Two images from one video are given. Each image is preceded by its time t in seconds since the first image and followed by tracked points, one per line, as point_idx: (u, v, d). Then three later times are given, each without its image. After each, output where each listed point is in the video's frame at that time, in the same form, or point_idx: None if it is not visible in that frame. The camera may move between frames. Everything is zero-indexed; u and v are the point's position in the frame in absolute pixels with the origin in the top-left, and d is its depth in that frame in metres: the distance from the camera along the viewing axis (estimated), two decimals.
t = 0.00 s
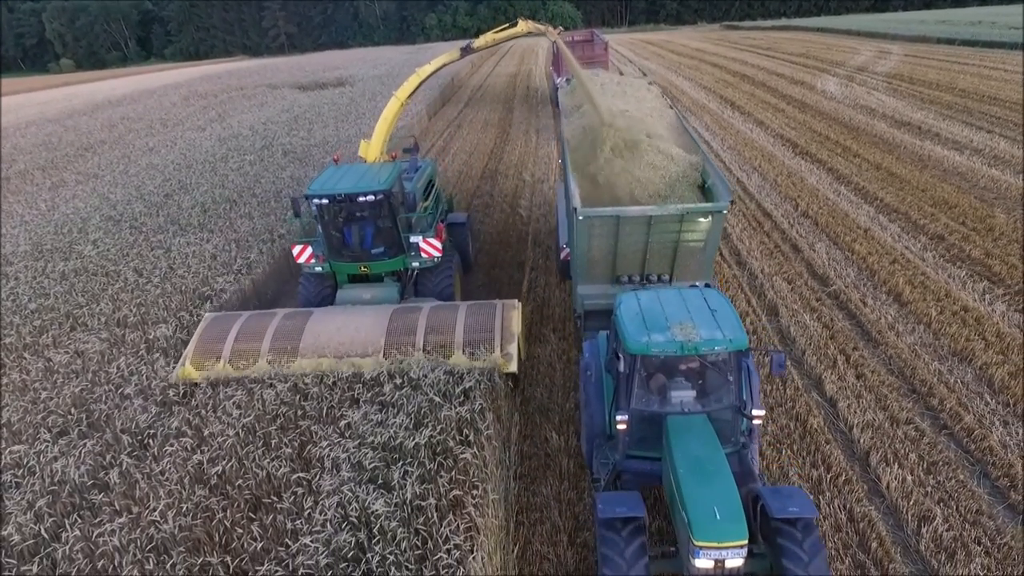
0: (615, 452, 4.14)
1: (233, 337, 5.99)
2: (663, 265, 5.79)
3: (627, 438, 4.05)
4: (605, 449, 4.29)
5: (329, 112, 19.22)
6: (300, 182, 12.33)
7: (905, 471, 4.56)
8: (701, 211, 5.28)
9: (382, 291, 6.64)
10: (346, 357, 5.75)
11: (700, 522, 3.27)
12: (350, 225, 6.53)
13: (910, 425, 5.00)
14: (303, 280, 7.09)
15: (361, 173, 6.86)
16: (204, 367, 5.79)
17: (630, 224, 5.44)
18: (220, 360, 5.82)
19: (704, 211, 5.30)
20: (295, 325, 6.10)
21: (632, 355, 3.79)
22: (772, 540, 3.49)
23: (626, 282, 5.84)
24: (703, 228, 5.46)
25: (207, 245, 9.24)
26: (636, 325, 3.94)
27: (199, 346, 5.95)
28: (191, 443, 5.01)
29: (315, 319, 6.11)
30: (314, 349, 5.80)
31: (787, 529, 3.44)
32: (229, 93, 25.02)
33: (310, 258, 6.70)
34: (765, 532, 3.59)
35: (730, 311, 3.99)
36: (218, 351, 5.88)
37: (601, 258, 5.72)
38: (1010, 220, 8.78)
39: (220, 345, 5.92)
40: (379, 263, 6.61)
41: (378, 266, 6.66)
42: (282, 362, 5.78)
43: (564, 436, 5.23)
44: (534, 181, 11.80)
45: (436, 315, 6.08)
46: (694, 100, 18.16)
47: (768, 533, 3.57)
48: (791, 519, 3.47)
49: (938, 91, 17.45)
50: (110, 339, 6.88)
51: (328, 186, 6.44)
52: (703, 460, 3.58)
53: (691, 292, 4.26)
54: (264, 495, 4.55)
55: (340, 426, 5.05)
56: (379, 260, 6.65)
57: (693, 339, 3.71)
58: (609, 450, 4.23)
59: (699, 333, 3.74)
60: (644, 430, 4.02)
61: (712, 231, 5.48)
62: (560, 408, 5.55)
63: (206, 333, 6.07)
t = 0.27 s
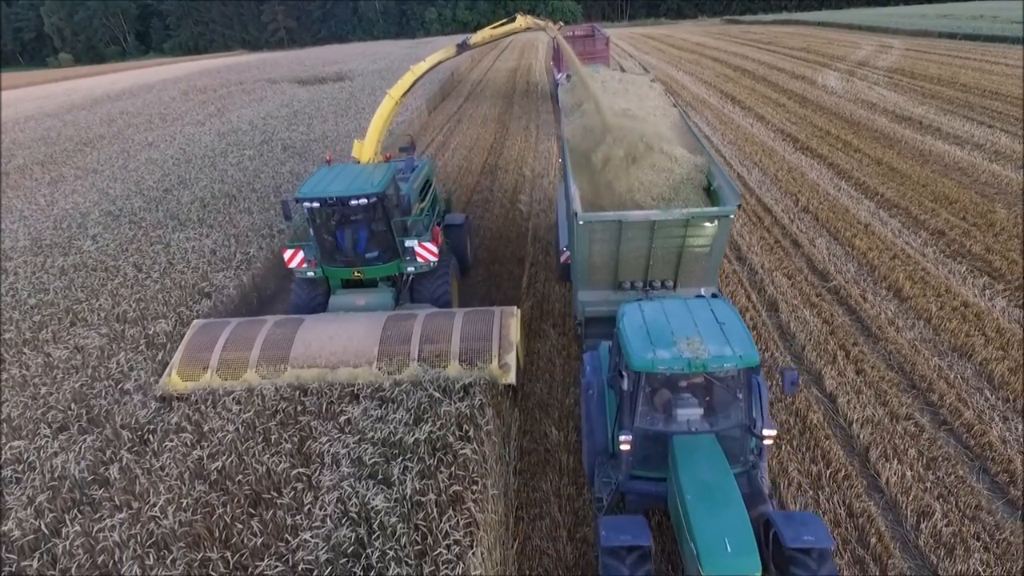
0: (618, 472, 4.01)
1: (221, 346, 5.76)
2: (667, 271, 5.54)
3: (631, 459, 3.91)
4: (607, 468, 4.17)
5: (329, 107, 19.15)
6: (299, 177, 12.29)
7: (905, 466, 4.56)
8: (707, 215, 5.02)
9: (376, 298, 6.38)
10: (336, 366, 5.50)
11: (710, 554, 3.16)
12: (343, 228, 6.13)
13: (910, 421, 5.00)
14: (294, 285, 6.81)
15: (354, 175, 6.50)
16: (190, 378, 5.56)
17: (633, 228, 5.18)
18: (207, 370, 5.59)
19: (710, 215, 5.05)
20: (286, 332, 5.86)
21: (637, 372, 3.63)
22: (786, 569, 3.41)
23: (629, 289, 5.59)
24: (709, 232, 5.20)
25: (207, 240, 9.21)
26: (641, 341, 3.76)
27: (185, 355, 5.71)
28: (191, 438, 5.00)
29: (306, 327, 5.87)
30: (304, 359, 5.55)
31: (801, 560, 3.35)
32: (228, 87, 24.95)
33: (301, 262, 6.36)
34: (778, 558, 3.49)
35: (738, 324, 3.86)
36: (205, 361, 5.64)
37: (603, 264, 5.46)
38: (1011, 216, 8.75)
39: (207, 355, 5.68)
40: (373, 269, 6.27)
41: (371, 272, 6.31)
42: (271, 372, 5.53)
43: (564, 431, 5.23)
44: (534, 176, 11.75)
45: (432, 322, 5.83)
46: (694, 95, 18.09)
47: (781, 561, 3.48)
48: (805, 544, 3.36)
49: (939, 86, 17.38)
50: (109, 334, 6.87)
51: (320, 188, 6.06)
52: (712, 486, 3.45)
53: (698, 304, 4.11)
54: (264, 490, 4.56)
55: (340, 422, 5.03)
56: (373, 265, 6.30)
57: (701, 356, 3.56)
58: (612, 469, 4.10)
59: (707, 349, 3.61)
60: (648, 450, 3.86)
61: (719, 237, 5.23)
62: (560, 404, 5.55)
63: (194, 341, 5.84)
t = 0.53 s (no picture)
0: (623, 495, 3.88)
1: (208, 360, 5.50)
2: (672, 283, 5.25)
3: (636, 482, 3.79)
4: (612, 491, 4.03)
5: (329, 107, 19.16)
6: (299, 177, 12.29)
7: (905, 466, 4.55)
8: (714, 225, 4.75)
9: (371, 309, 6.08)
10: (326, 383, 5.26)
11: None
12: (335, 237, 5.85)
13: (910, 421, 4.99)
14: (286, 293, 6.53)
15: (346, 182, 6.19)
16: (176, 395, 5.32)
17: (637, 239, 4.90)
18: (194, 387, 5.35)
19: (718, 226, 4.76)
20: (275, 344, 5.61)
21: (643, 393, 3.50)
22: None
23: (632, 300, 5.30)
24: (716, 243, 4.92)
25: (206, 240, 9.21)
26: (647, 359, 3.64)
27: (170, 370, 5.46)
28: (190, 439, 4.98)
29: (296, 339, 5.61)
30: (293, 374, 5.31)
31: None
32: (228, 87, 24.96)
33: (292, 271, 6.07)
34: None
35: (750, 342, 3.70)
36: (192, 376, 5.39)
37: (605, 275, 5.18)
38: (1011, 216, 8.75)
39: (194, 370, 5.43)
40: (367, 279, 5.99)
41: (365, 282, 6.02)
42: (261, 389, 5.29)
43: (564, 431, 5.23)
44: (534, 177, 11.73)
45: (427, 335, 5.58)
46: (694, 95, 18.10)
47: None
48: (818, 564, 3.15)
49: (939, 86, 17.39)
50: (109, 335, 6.87)
51: (310, 196, 5.78)
52: (720, 515, 3.29)
53: (706, 320, 3.97)
54: (263, 490, 4.56)
55: (339, 422, 5.01)
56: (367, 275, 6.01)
57: (710, 377, 3.42)
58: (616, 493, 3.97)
59: (716, 369, 3.46)
60: (653, 474, 3.72)
61: (727, 247, 4.94)
62: (560, 404, 5.55)
63: (181, 353, 5.58)
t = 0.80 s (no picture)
0: (627, 524, 3.66)
1: (195, 376, 5.27)
2: (678, 297, 4.94)
3: (641, 510, 3.56)
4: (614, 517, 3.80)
5: (329, 107, 19.18)
6: (299, 178, 12.30)
7: (905, 467, 4.55)
8: (723, 238, 4.46)
9: (364, 321, 5.80)
10: (318, 401, 5.03)
11: None
12: (327, 246, 5.59)
13: (910, 422, 4.98)
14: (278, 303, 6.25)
15: (337, 189, 5.89)
16: (162, 412, 5.11)
17: (642, 251, 4.59)
18: (180, 404, 5.13)
19: (729, 237, 4.46)
20: (265, 359, 5.36)
21: (650, 419, 3.29)
22: None
23: (636, 315, 4.97)
24: (724, 256, 4.63)
25: (207, 240, 9.21)
26: (654, 383, 3.43)
27: (156, 386, 5.24)
28: (190, 439, 4.93)
29: (286, 354, 5.37)
30: (283, 392, 5.08)
31: None
32: (228, 87, 24.97)
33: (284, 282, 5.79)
34: None
35: (762, 365, 3.51)
36: (178, 393, 5.16)
37: (608, 288, 4.85)
38: (1011, 216, 8.75)
39: (180, 386, 5.21)
40: (361, 290, 5.69)
41: (359, 293, 5.73)
42: (249, 408, 5.06)
43: (564, 432, 5.22)
44: (534, 177, 11.71)
45: (421, 349, 5.34)
46: (694, 95, 18.10)
47: None
48: None
49: (939, 86, 17.40)
50: (109, 335, 6.87)
51: (301, 205, 5.50)
52: (730, 546, 2.97)
53: (715, 340, 3.77)
54: (264, 491, 4.56)
55: (339, 422, 4.95)
56: (361, 286, 5.71)
57: (722, 404, 3.21)
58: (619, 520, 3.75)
59: (727, 394, 3.27)
60: (659, 504, 3.51)
61: (737, 261, 4.65)
62: (559, 404, 5.55)
63: (165, 370, 5.35)
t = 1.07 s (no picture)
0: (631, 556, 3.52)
1: (180, 394, 4.99)
2: (684, 311, 4.80)
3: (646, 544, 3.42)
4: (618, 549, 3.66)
5: (329, 108, 19.19)
6: (299, 178, 12.30)
7: (905, 468, 4.56)
8: (731, 252, 4.30)
9: (357, 335, 5.57)
10: (307, 424, 4.76)
11: None
12: (319, 258, 5.36)
13: (910, 423, 4.99)
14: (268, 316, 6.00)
15: (329, 199, 5.65)
16: (146, 432, 4.84)
17: (646, 266, 4.45)
18: (164, 424, 4.85)
19: (736, 252, 4.30)
20: (253, 376, 5.09)
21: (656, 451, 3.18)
22: None
23: (640, 329, 4.86)
24: (732, 270, 4.47)
25: (207, 241, 9.21)
26: (658, 412, 3.32)
27: (139, 404, 4.97)
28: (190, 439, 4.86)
29: (274, 371, 5.08)
30: (272, 412, 4.81)
31: None
32: (229, 88, 24.98)
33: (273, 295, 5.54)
34: None
35: (772, 389, 3.41)
36: (162, 412, 4.88)
37: (611, 301, 4.73)
38: (1011, 217, 8.75)
39: (164, 405, 4.93)
40: (354, 303, 5.48)
41: (352, 306, 5.51)
42: (236, 429, 4.79)
43: (564, 433, 5.22)
44: (534, 178, 11.71)
45: (415, 366, 5.07)
46: (694, 95, 18.11)
47: None
48: None
49: (939, 87, 17.41)
50: (109, 336, 6.88)
51: (291, 216, 5.27)
52: None
53: (722, 365, 3.66)
54: (263, 493, 4.54)
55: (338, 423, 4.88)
56: (355, 299, 5.49)
57: (732, 436, 3.11)
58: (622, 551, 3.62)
59: (736, 424, 3.16)
60: (665, 537, 3.37)
61: (745, 275, 4.49)
62: (559, 405, 5.56)
63: (151, 386, 5.08)
